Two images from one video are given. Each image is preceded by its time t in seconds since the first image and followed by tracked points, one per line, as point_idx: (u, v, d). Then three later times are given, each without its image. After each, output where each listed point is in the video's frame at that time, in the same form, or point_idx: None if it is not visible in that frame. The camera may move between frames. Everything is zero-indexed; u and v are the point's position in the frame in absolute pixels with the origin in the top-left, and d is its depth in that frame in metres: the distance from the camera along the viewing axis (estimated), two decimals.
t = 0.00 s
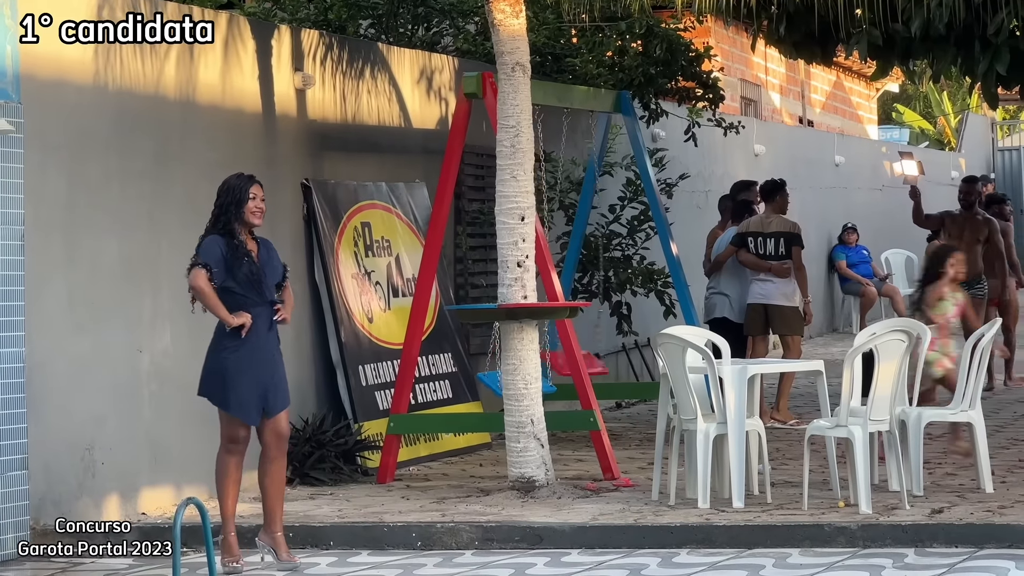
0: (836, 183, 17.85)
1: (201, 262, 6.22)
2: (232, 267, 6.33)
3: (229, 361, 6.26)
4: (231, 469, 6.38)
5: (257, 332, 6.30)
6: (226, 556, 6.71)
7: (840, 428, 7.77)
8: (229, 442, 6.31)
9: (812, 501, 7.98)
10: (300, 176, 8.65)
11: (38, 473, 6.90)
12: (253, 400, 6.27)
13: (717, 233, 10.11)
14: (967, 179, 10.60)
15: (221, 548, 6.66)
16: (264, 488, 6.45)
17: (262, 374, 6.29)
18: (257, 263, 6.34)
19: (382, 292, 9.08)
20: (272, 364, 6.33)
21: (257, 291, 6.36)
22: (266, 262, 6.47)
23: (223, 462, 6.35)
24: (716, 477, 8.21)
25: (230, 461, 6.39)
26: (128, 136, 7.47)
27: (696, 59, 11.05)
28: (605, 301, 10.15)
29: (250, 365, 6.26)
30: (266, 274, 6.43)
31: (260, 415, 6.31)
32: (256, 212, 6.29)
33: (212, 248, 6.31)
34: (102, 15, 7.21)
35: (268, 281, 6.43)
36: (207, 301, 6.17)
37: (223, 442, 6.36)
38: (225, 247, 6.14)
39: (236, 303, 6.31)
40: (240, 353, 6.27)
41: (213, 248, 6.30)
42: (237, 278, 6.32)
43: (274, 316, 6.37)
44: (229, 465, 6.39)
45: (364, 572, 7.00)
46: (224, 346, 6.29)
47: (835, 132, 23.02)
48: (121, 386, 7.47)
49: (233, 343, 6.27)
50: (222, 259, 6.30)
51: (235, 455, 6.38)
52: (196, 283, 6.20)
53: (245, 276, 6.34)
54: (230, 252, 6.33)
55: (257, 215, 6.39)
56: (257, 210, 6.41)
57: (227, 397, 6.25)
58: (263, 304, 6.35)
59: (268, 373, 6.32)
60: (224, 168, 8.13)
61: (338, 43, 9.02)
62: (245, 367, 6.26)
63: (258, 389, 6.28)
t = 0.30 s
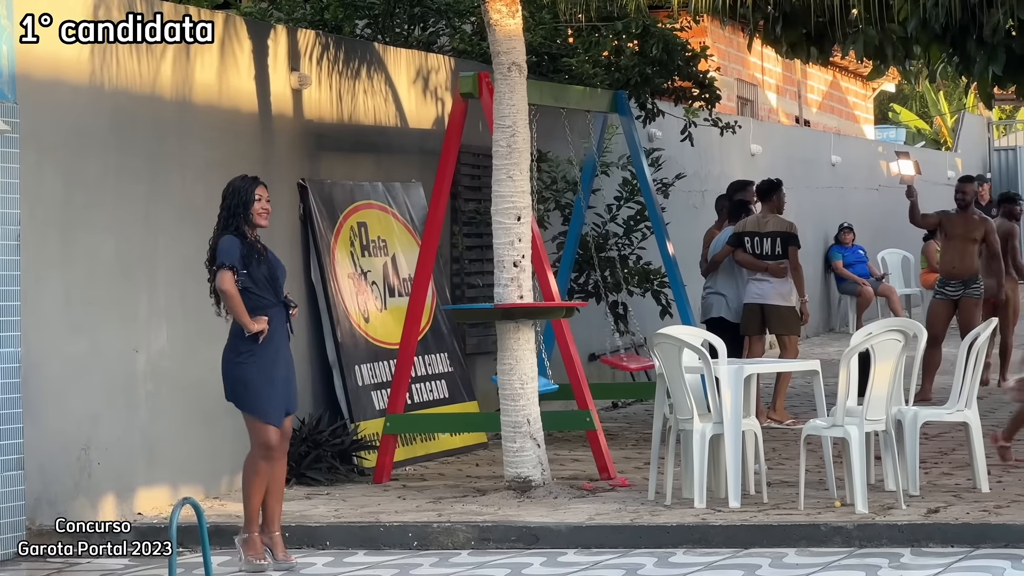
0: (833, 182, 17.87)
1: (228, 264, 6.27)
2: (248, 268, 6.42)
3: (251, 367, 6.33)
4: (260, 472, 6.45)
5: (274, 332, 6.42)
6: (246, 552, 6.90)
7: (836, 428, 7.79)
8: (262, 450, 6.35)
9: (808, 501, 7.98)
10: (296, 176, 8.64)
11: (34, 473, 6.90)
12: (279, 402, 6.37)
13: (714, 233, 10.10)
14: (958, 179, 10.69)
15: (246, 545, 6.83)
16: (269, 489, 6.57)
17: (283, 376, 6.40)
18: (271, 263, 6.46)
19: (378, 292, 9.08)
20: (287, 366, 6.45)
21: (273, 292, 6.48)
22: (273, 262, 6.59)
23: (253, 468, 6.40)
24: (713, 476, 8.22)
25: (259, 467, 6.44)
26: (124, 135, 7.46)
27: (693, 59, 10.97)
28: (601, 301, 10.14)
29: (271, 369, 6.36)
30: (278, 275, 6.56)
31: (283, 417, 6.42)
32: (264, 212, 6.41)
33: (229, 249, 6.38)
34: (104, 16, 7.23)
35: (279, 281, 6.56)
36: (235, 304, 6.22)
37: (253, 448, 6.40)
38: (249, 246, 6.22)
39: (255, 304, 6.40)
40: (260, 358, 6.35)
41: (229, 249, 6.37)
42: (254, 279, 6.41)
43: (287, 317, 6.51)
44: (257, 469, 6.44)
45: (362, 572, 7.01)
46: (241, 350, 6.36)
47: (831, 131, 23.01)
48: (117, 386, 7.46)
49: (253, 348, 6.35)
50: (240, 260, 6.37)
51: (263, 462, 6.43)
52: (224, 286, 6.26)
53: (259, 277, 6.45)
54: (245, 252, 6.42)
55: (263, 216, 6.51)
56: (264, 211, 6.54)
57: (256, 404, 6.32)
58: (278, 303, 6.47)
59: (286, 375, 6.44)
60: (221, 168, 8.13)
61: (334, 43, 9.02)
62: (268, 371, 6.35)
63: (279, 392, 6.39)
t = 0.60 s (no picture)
0: (827, 181, 17.87)
1: (240, 262, 6.27)
2: (255, 267, 6.42)
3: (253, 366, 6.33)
4: (259, 469, 6.41)
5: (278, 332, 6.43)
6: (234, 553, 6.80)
7: (830, 427, 7.80)
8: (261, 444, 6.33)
9: (802, 501, 7.99)
10: (290, 176, 8.63)
11: (28, 472, 6.91)
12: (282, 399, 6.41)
13: (708, 232, 10.10)
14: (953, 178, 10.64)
15: (236, 548, 6.72)
16: (262, 489, 6.53)
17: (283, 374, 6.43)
18: (277, 264, 6.47)
19: (372, 292, 9.07)
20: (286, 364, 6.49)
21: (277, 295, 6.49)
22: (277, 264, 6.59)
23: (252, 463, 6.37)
24: (706, 476, 8.22)
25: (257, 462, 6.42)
26: (118, 135, 7.46)
27: (686, 57, 11.02)
28: (595, 300, 10.13)
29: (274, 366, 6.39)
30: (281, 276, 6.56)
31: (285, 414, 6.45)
32: (260, 214, 6.41)
33: (237, 247, 6.37)
34: (103, 16, 7.24)
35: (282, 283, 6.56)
36: (244, 302, 6.21)
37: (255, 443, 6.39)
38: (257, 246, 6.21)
39: (261, 304, 6.40)
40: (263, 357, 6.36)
41: (236, 247, 6.36)
42: (261, 279, 6.41)
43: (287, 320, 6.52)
44: (256, 464, 6.41)
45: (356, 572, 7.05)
46: (241, 349, 6.35)
47: (824, 130, 23.02)
48: (110, 386, 7.46)
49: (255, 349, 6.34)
50: (248, 259, 6.37)
51: (263, 457, 6.40)
52: (232, 283, 6.27)
53: (265, 276, 6.45)
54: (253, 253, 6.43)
55: (259, 218, 6.51)
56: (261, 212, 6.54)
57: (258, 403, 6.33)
58: (282, 305, 6.48)
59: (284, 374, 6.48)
60: (215, 168, 8.13)
61: (328, 42, 9.00)
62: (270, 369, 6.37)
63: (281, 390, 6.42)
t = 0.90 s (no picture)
0: (822, 178, 17.88)
1: (234, 256, 6.30)
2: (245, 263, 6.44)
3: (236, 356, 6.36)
4: (230, 467, 6.41)
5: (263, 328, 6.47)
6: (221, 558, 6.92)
7: (825, 425, 7.82)
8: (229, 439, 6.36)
9: (797, 498, 8.01)
10: (285, 173, 8.62)
11: (24, 470, 6.91)
12: (259, 397, 6.42)
13: (703, 231, 10.10)
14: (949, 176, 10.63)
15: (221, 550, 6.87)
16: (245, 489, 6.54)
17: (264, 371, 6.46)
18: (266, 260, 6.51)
19: (367, 290, 9.07)
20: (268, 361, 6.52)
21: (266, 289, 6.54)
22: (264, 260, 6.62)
23: (222, 459, 6.38)
24: (702, 474, 8.23)
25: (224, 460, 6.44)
26: (113, 133, 7.46)
27: (682, 56, 10.95)
28: (591, 298, 10.12)
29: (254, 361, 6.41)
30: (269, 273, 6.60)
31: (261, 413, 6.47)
32: (248, 212, 6.40)
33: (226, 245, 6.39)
34: (102, 15, 7.29)
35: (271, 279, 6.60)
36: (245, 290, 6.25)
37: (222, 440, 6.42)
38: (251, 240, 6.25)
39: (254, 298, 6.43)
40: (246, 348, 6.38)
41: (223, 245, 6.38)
42: (253, 272, 6.45)
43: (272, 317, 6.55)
44: (226, 463, 6.41)
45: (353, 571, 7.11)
46: (230, 342, 6.37)
47: (820, 128, 23.03)
48: (106, 383, 7.47)
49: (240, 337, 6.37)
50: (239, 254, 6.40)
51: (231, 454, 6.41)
52: (231, 273, 6.28)
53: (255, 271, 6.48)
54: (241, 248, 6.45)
55: (247, 215, 6.51)
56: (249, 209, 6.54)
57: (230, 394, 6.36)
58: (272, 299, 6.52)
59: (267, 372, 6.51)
60: (212, 166, 8.14)
61: (323, 40, 8.99)
62: (252, 365, 6.39)
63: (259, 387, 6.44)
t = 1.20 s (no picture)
0: (814, 172, 17.92)
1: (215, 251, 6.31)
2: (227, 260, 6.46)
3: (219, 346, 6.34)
4: (211, 461, 6.44)
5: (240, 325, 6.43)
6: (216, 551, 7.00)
7: (818, 417, 7.86)
8: (205, 433, 6.39)
9: (790, 490, 8.05)
10: (280, 167, 8.62)
11: (20, 462, 6.93)
12: (237, 393, 6.37)
13: (696, 224, 10.12)
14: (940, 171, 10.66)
15: (214, 544, 6.96)
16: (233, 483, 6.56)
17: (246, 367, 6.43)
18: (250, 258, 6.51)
19: (362, 283, 9.07)
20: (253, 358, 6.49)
21: (250, 285, 6.53)
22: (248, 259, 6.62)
23: (200, 454, 6.42)
24: (695, 466, 8.27)
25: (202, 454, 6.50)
26: (108, 126, 7.48)
27: (674, 50, 11.13)
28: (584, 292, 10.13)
29: (237, 357, 6.38)
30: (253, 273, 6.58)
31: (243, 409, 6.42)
32: (237, 211, 6.38)
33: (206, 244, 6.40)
34: (101, 15, 7.32)
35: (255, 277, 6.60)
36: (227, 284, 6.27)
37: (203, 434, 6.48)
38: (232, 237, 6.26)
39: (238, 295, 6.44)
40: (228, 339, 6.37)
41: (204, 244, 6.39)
42: (236, 267, 6.45)
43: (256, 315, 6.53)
44: (207, 457, 6.45)
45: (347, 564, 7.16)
46: (214, 336, 6.37)
47: (812, 122, 23.08)
48: (101, 376, 7.48)
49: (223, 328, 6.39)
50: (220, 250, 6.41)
51: (210, 449, 6.45)
52: (211, 267, 6.30)
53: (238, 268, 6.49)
54: (223, 245, 6.47)
55: (237, 213, 6.48)
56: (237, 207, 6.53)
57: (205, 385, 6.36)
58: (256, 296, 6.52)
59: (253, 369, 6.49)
60: (206, 160, 8.15)
61: (317, 34, 9.00)
62: (233, 361, 6.36)
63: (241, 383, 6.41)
